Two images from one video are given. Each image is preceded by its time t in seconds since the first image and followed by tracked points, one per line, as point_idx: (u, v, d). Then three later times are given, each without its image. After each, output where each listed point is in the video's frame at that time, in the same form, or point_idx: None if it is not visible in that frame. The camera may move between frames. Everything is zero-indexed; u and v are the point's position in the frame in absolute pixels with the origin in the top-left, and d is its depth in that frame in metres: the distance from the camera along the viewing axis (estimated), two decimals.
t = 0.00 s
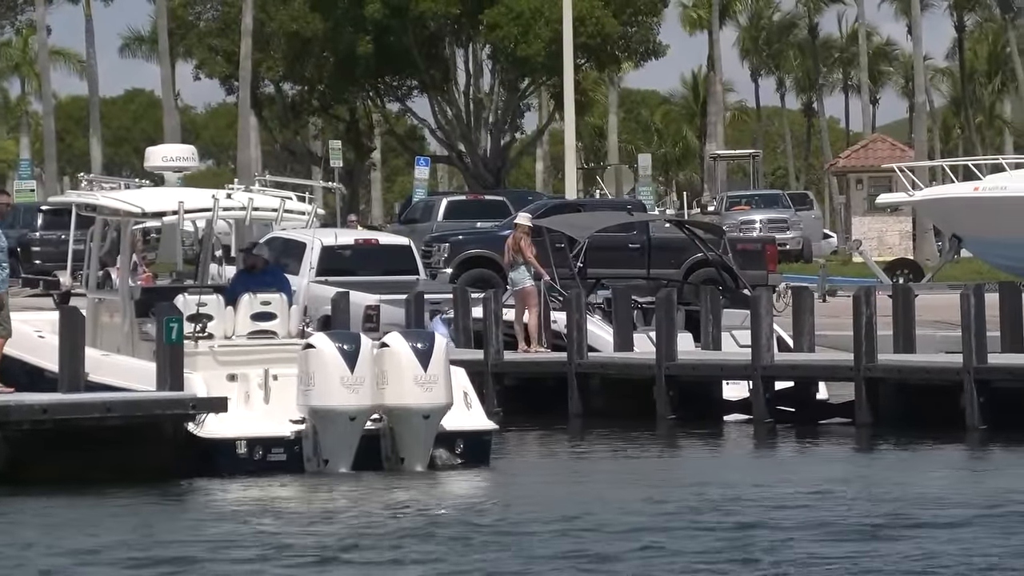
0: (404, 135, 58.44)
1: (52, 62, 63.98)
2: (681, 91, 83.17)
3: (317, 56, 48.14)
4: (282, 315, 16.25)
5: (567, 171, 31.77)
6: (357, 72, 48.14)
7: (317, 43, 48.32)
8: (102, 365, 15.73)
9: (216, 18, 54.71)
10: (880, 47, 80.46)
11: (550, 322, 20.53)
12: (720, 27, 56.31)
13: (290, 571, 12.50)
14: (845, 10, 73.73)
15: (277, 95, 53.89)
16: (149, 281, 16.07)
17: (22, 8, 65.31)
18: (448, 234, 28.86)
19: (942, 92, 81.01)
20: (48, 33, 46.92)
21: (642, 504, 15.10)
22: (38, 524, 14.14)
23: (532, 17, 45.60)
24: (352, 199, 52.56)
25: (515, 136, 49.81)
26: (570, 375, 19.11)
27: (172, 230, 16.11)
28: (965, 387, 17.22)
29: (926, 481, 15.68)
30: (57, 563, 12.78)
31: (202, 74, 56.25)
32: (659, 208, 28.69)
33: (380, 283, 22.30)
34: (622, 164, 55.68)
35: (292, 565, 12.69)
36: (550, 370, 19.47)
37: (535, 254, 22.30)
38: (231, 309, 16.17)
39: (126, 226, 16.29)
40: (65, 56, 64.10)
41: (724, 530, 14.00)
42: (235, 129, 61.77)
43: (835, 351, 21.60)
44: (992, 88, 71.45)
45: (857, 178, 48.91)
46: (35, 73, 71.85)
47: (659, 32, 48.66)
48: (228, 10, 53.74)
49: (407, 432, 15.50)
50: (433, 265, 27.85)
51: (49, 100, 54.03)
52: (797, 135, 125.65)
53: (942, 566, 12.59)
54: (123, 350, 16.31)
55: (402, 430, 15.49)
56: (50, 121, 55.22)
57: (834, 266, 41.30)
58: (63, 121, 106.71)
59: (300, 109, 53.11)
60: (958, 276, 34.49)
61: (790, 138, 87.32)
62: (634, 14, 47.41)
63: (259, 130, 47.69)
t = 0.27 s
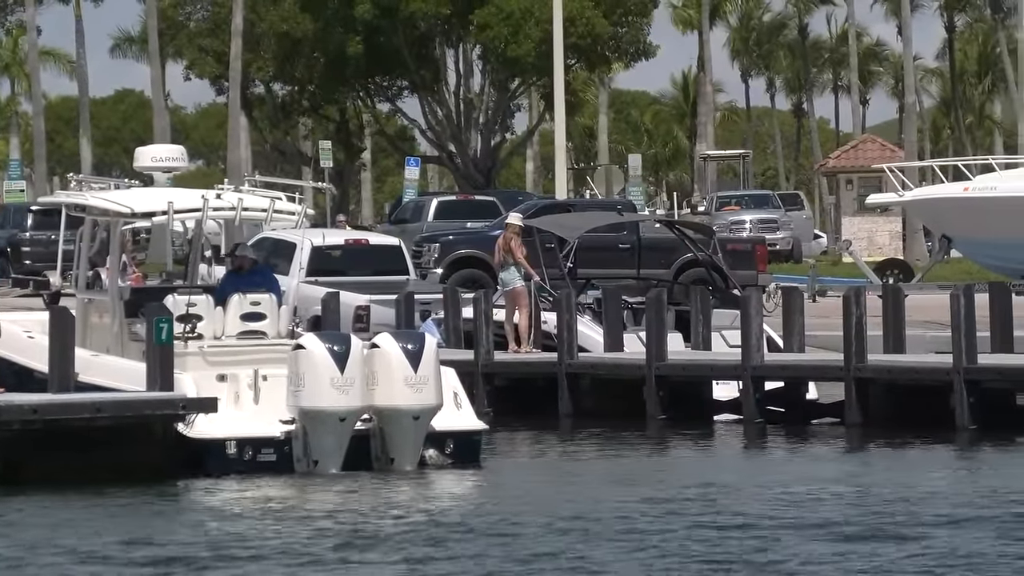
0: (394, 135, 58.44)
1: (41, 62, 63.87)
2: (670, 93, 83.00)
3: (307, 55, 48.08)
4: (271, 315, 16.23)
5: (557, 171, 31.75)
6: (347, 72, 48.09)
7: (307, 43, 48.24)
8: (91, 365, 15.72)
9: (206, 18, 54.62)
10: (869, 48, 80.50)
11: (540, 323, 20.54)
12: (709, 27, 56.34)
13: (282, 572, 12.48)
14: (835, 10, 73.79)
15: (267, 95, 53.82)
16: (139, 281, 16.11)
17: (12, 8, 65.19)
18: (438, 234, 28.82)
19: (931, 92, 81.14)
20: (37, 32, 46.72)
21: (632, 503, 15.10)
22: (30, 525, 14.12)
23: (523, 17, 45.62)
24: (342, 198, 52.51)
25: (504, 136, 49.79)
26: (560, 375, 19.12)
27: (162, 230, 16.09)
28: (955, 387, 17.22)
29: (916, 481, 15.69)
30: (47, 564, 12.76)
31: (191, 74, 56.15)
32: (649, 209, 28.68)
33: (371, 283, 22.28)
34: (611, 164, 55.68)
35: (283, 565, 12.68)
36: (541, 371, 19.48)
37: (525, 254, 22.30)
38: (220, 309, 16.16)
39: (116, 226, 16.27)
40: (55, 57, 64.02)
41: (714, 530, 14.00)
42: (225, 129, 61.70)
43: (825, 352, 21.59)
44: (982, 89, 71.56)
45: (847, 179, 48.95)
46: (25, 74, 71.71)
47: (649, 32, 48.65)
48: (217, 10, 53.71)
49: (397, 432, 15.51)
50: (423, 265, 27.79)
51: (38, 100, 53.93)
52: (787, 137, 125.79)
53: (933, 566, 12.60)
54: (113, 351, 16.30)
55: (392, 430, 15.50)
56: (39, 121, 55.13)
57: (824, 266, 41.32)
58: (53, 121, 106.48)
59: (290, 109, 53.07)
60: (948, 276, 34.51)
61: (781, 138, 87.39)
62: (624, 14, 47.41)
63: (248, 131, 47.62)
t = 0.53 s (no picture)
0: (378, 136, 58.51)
1: (26, 62, 63.80)
2: (655, 92, 83.10)
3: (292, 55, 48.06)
4: (255, 315, 16.25)
5: (542, 171, 31.78)
6: (332, 73, 48.08)
7: (291, 43, 48.20)
8: (75, 365, 15.74)
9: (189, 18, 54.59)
10: (853, 48, 80.66)
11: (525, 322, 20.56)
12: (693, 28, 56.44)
13: (268, 572, 12.48)
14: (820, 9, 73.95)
15: (251, 95, 53.79)
16: (122, 282, 16.10)
17: None
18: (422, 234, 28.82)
19: (916, 92, 81.33)
20: (21, 32, 46.63)
21: (616, 503, 15.11)
22: (15, 526, 14.10)
23: (507, 18, 45.68)
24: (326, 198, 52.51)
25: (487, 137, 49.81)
26: (544, 375, 19.13)
27: (146, 230, 16.10)
28: (938, 387, 17.26)
29: (900, 481, 15.72)
30: (31, 564, 12.75)
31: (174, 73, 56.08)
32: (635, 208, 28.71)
33: (355, 283, 22.31)
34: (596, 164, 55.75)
35: (269, 565, 12.68)
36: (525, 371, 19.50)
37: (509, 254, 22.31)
38: (204, 310, 16.18)
39: (100, 226, 16.28)
40: (39, 57, 63.94)
41: (699, 530, 14.01)
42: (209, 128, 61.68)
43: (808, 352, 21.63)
44: (966, 89, 71.83)
45: (831, 179, 49.06)
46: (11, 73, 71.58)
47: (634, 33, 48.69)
48: (202, 10, 53.70)
49: (380, 433, 15.52)
50: (407, 265, 27.78)
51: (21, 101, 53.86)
52: (771, 135, 126.04)
53: (917, 566, 12.63)
54: (96, 351, 16.32)
55: (376, 431, 15.52)
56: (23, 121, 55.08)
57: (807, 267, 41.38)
58: (38, 121, 106.23)
59: (274, 109, 53.08)
60: (932, 276, 34.56)
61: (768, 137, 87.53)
62: (608, 14, 47.45)
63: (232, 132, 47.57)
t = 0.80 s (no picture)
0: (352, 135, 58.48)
1: None
2: (630, 92, 83.09)
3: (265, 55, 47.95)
4: (229, 315, 16.27)
5: (518, 170, 31.78)
6: (306, 73, 47.99)
7: (264, 43, 48.03)
8: (48, 364, 15.75)
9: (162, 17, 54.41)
10: (828, 48, 80.81)
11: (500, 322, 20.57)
12: (667, 27, 56.49)
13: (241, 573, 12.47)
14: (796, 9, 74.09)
15: (225, 94, 53.63)
16: (96, 282, 16.17)
17: None
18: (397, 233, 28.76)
19: (893, 92, 81.54)
20: None
21: (590, 503, 15.13)
22: None
23: (481, 18, 45.70)
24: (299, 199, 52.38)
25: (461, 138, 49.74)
26: (519, 376, 19.16)
27: (119, 230, 16.09)
28: (912, 387, 17.30)
29: (873, 480, 15.76)
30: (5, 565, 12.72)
31: (146, 73, 55.88)
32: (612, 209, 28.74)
33: (330, 283, 22.33)
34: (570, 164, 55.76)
35: (243, 566, 12.67)
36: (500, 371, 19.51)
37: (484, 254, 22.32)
38: (178, 310, 16.18)
39: (73, 226, 16.32)
40: (13, 57, 63.74)
41: (673, 529, 14.03)
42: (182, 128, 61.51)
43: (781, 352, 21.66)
44: (941, 88, 72.05)
45: (806, 179, 49.19)
46: None
47: (608, 32, 48.70)
48: (177, 10, 53.70)
49: (355, 433, 15.51)
50: (381, 265, 27.72)
51: None
52: (748, 135, 126.30)
53: (890, 565, 12.66)
54: (70, 351, 16.31)
55: (350, 432, 15.51)
56: None
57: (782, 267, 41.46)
58: (13, 122, 105.63)
59: (248, 108, 52.98)
60: (906, 275, 34.60)
61: (746, 136, 87.56)
62: (583, 14, 47.43)
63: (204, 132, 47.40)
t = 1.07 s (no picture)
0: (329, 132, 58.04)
1: None
2: (612, 90, 82.71)
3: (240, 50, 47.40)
4: (203, 316, 15.95)
5: (498, 169, 31.46)
6: (283, 67, 47.52)
7: (239, 38, 47.47)
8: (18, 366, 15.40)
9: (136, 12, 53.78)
10: (814, 45, 80.54)
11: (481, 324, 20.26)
12: (649, 23, 56.14)
13: None
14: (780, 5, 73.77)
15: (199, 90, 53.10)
16: (67, 282, 16.04)
17: None
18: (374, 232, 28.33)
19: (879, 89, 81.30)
20: None
21: (572, 506, 14.82)
22: None
23: (460, 13, 45.29)
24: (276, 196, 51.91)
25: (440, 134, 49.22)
26: (500, 378, 18.86)
27: (91, 229, 15.77)
28: (899, 389, 17.00)
29: (860, 483, 15.47)
30: None
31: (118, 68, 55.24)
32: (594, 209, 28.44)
33: (306, 284, 22.07)
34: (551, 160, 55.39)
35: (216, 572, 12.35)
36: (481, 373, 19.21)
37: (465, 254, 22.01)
38: (151, 310, 15.87)
39: (43, 225, 15.90)
40: None
41: (657, 533, 13.72)
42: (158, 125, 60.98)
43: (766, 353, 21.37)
44: (927, 86, 71.81)
45: (790, 176, 48.90)
46: None
47: (590, 27, 48.30)
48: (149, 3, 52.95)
49: (331, 437, 15.18)
50: (359, 264, 27.30)
51: None
52: (732, 135, 126.08)
53: (880, 569, 12.37)
54: (39, 352, 15.94)
55: (327, 435, 15.18)
56: None
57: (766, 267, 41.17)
58: None
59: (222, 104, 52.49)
60: (894, 276, 34.33)
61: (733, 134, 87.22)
62: (564, 9, 46.99)
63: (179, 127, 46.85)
